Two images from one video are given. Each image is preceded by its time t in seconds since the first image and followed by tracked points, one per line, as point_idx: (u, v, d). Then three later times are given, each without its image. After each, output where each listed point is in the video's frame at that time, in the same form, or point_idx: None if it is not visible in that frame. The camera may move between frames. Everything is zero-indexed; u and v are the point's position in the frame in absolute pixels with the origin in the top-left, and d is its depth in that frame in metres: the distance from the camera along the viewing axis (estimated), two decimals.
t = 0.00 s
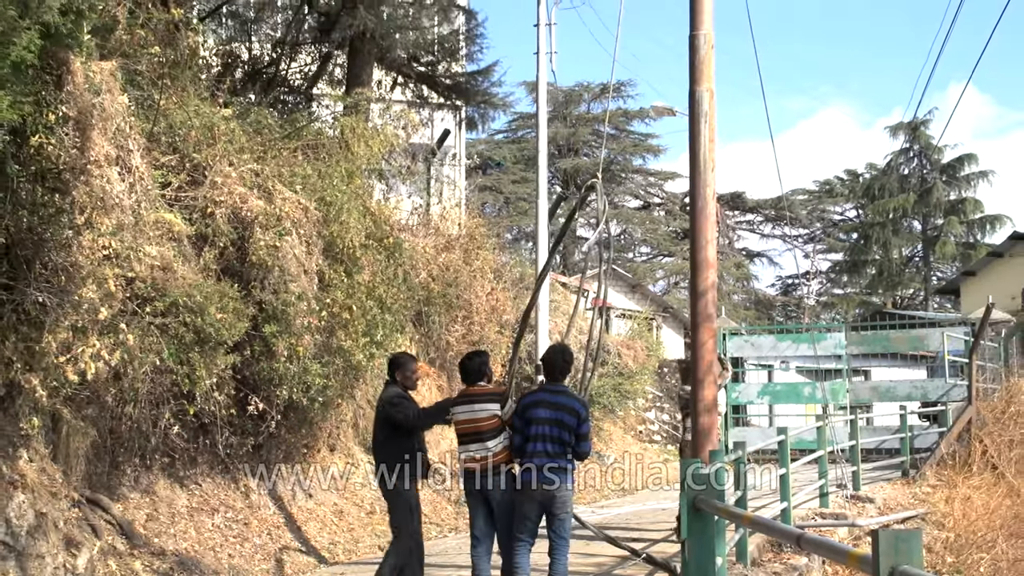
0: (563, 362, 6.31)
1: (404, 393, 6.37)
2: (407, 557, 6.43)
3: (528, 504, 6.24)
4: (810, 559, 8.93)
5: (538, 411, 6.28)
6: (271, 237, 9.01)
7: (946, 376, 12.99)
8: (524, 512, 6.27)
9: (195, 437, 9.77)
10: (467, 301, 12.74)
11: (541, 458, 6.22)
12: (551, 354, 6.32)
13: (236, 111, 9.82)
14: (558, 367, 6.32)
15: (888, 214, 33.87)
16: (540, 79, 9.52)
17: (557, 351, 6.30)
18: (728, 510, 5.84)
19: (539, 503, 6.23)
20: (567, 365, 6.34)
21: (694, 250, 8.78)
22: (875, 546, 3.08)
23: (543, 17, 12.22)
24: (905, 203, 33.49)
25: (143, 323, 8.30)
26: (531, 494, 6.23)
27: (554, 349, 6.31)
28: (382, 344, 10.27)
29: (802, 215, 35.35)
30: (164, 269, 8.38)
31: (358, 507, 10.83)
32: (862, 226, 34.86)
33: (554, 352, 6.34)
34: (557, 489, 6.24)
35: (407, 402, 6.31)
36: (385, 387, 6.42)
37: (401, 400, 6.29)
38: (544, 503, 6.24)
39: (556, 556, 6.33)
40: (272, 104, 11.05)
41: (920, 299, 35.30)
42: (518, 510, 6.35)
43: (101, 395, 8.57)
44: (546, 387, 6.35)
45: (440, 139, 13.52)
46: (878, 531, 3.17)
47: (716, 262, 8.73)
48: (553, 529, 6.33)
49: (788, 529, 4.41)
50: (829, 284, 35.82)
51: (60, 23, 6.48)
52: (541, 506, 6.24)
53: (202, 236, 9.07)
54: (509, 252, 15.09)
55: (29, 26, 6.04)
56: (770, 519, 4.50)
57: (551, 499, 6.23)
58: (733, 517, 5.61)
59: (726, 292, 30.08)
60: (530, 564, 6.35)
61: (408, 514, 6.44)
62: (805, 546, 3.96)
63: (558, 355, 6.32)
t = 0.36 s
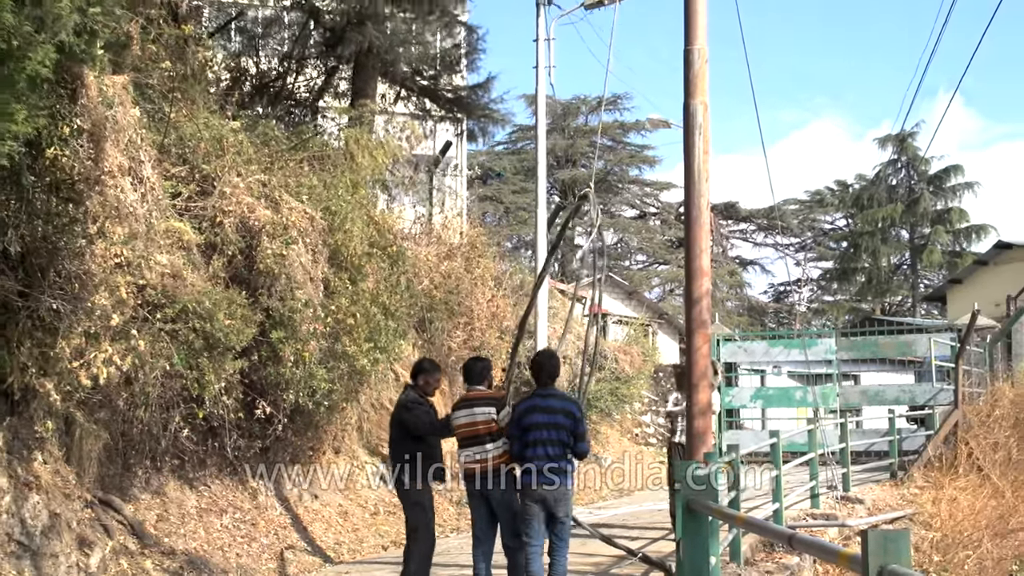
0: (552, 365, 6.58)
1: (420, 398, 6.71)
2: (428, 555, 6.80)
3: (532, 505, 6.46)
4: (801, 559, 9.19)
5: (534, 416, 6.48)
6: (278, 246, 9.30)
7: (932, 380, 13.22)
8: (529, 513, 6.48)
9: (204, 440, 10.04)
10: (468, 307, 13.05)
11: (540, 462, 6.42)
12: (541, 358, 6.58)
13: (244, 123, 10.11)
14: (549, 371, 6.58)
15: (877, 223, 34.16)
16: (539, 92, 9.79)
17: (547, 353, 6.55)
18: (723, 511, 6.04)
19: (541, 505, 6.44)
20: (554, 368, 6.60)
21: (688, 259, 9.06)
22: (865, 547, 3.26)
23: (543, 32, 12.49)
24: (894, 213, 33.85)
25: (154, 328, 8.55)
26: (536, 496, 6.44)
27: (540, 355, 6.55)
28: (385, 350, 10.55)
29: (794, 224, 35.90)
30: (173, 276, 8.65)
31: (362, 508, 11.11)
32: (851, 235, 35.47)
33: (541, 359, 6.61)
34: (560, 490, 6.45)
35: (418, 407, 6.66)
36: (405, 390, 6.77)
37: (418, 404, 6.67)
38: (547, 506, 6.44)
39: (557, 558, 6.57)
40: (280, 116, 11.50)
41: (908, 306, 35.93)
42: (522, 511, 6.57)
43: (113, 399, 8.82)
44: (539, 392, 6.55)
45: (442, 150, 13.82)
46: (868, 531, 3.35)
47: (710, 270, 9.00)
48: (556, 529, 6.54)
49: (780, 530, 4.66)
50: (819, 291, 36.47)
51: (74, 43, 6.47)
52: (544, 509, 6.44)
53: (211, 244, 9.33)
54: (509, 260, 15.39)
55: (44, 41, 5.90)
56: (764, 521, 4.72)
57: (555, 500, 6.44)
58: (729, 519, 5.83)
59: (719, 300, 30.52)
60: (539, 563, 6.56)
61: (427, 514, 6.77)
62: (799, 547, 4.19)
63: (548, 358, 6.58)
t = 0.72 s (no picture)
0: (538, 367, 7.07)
1: (434, 401, 7.21)
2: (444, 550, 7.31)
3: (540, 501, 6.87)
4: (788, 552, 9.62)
5: (534, 416, 6.89)
6: (287, 253, 9.73)
7: (913, 382, 13.64)
8: (536, 509, 6.90)
9: (217, 440, 10.49)
10: (469, 312, 13.52)
11: (546, 459, 6.84)
12: (530, 361, 7.07)
13: (255, 137, 10.57)
14: (535, 376, 7.06)
15: (861, 232, 35.40)
16: (537, 107, 10.24)
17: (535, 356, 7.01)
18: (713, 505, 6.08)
19: (549, 501, 6.88)
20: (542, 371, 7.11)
21: (680, 267, 9.50)
22: (850, 543, 3.50)
23: (541, 48, 12.96)
24: (876, 222, 34.92)
25: (170, 333, 8.97)
26: (543, 492, 6.87)
27: (529, 360, 7.05)
28: (390, 353, 11.00)
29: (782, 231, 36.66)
30: (188, 283, 9.07)
31: (368, 504, 11.59)
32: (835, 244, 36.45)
33: (529, 366, 7.11)
34: (565, 484, 6.90)
35: (429, 410, 7.16)
36: (421, 392, 7.27)
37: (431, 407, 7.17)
38: (553, 501, 6.88)
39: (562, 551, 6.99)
40: (289, 129, 11.93)
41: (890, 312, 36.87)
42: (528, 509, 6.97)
43: (131, 401, 9.26)
44: (534, 394, 6.97)
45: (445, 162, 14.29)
46: (852, 529, 3.58)
47: (701, 278, 9.42)
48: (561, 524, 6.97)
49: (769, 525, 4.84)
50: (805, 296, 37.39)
51: (94, 57, 6.81)
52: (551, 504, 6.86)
53: (224, 253, 9.75)
54: (509, 267, 15.88)
55: (66, 58, 6.28)
56: (752, 517, 4.89)
57: (560, 495, 6.89)
58: (720, 514, 5.87)
59: (709, 304, 31.15)
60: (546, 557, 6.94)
61: (444, 513, 7.24)
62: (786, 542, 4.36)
63: (534, 361, 7.09)
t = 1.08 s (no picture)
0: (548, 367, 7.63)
1: (442, 403, 7.60)
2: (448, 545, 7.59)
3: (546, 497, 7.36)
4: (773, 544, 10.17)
5: (541, 414, 7.48)
6: (299, 261, 10.30)
7: (891, 383, 14.29)
8: (542, 503, 7.39)
9: (232, 437, 11.04)
10: (470, 317, 14.10)
11: (552, 455, 7.39)
12: (539, 362, 7.63)
13: (269, 151, 11.14)
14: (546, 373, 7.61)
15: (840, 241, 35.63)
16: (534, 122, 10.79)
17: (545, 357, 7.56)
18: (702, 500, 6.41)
19: (554, 495, 7.37)
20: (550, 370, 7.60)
21: (671, 273, 10.06)
22: (831, 534, 3.74)
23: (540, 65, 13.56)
24: (856, 231, 35.22)
25: (188, 336, 9.49)
26: (548, 487, 7.39)
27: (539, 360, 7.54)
28: (396, 355, 11.56)
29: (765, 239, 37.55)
30: (205, 289, 9.59)
31: (374, 498, 12.17)
32: (818, 251, 36.98)
33: (538, 364, 7.62)
34: (570, 480, 7.43)
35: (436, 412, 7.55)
36: (433, 395, 7.71)
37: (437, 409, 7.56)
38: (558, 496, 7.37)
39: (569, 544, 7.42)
40: (302, 144, 12.58)
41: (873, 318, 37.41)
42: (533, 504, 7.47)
43: (151, 401, 9.77)
44: (541, 393, 7.57)
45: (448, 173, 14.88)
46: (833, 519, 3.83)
47: (690, 284, 9.97)
48: (566, 519, 7.45)
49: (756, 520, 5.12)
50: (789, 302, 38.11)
51: (117, 77, 7.29)
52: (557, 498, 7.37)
53: (238, 260, 10.29)
54: (508, 273, 16.46)
55: (90, 78, 6.39)
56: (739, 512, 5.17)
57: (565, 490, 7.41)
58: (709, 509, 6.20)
59: (699, 309, 31.81)
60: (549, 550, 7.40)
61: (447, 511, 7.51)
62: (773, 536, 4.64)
63: (545, 361, 7.63)
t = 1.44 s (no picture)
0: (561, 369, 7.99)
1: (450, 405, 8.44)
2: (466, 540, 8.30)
3: (549, 491, 7.71)
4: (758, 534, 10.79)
5: (553, 411, 7.85)
6: (311, 267, 10.94)
7: (868, 382, 14.88)
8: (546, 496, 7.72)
9: (248, 434, 11.66)
10: (472, 320, 14.77)
11: (561, 451, 7.77)
12: (553, 361, 7.92)
13: (283, 164, 11.79)
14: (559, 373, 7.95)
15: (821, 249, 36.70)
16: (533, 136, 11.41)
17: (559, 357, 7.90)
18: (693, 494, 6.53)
19: (559, 488, 7.73)
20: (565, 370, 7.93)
21: (663, 279, 10.67)
22: (812, 525, 3.72)
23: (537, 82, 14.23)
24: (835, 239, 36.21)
25: (207, 338, 10.08)
26: (552, 480, 7.75)
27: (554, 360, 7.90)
28: (403, 357, 12.22)
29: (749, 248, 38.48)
30: (222, 294, 10.15)
31: (382, 492, 12.85)
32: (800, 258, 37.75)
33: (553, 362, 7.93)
34: (574, 474, 7.78)
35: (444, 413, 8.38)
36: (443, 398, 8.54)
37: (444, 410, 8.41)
38: (562, 490, 7.75)
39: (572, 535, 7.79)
40: (313, 157, 13.05)
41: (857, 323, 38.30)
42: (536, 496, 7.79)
43: (172, 399, 10.34)
44: (555, 392, 7.96)
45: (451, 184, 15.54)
46: (815, 510, 3.81)
47: (680, 289, 10.60)
48: (569, 510, 7.81)
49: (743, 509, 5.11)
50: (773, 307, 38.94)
51: (142, 96, 7.67)
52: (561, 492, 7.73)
53: (253, 267, 10.91)
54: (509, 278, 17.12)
55: (115, 98, 6.55)
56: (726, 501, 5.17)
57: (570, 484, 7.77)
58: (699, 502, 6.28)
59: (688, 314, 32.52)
60: (549, 541, 7.73)
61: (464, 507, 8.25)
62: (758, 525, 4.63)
63: (559, 360, 7.92)
